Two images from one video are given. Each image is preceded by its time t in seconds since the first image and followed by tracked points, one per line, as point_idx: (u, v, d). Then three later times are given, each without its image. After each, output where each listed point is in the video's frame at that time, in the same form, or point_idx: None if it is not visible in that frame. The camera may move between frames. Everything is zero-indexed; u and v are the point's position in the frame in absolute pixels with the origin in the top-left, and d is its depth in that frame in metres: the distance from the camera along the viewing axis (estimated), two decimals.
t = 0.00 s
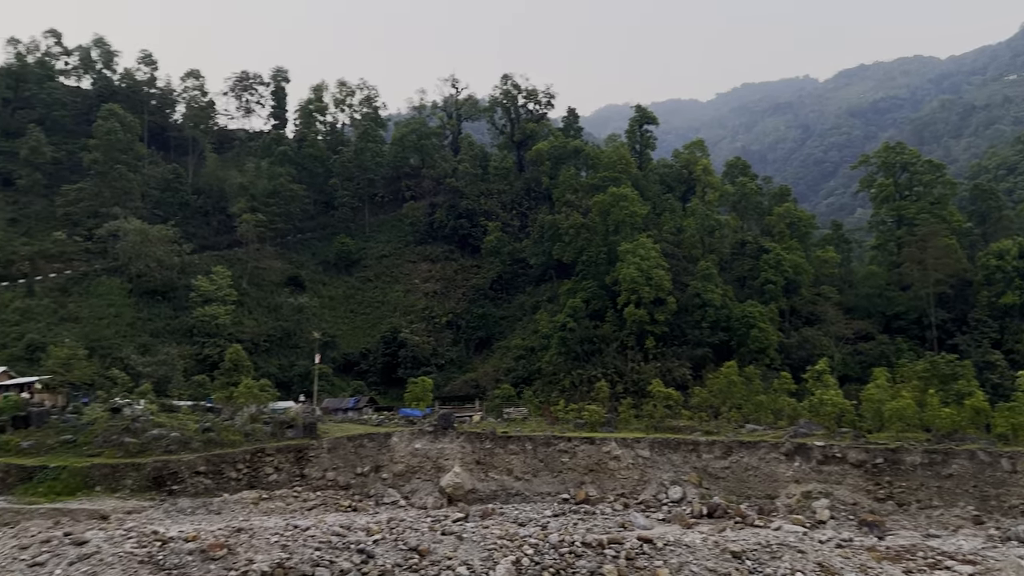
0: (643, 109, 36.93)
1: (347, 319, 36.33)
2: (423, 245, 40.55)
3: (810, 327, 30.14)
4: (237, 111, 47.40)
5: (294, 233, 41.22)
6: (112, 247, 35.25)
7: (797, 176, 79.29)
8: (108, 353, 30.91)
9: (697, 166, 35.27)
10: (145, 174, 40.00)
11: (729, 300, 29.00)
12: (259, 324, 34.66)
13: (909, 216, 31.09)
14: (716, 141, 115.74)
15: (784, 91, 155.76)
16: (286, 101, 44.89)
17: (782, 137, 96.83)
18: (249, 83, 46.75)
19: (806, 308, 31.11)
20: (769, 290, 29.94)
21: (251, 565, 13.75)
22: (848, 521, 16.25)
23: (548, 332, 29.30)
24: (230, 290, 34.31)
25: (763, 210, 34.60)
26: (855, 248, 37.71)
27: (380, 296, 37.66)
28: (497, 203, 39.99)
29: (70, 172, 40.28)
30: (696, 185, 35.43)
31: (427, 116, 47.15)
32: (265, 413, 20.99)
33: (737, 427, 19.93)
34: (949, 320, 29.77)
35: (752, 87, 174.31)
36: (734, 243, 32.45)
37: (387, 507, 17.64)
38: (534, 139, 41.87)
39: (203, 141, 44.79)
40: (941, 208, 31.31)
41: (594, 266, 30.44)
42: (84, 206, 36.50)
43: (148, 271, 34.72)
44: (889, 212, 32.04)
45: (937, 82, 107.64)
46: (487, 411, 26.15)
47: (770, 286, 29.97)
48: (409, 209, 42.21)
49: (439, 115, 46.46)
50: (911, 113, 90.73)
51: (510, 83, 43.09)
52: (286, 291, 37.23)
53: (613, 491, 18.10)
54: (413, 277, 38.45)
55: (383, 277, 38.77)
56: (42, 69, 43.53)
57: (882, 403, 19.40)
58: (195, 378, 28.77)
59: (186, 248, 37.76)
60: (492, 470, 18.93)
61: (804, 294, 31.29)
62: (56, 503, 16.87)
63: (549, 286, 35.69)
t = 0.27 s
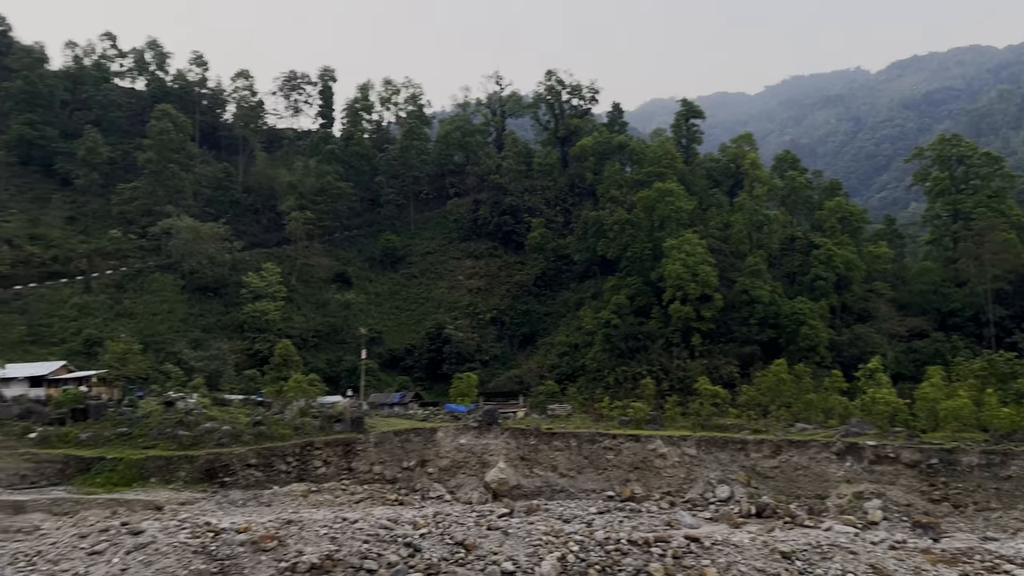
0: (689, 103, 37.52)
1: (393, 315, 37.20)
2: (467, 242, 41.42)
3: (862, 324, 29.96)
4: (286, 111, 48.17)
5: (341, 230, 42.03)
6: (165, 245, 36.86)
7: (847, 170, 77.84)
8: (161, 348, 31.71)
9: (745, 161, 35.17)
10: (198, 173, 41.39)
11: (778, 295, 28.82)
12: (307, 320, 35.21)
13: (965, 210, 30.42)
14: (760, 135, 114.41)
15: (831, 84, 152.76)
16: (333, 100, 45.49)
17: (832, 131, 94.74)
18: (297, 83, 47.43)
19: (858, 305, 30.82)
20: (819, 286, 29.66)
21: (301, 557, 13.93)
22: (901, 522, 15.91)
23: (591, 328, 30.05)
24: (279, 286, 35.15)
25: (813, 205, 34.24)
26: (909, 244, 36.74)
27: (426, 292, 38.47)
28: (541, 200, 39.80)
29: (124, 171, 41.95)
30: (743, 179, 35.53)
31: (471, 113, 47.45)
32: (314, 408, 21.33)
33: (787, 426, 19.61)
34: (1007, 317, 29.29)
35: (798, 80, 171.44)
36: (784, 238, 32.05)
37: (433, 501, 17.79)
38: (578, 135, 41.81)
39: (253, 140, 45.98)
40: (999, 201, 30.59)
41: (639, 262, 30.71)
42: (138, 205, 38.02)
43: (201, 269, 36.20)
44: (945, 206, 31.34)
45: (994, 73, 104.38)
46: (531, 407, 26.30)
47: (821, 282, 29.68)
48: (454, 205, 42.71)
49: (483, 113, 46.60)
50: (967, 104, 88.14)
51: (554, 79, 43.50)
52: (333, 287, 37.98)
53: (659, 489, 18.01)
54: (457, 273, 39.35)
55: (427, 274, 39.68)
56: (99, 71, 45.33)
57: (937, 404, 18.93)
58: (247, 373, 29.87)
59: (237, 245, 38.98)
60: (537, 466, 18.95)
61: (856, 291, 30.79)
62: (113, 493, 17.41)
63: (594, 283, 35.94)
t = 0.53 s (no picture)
0: (740, 96, 37.44)
1: (442, 312, 37.78)
2: (515, 238, 42.03)
3: (922, 321, 29.50)
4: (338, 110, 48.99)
5: (390, 227, 42.94)
6: (221, 243, 38.27)
7: (907, 163, 75.85)
8: (217, 343, 32.50)
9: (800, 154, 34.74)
10: (251, 172, 42.22)
11: (834, 292, 28.80)
12: (359, 316, 36.19)
13: None
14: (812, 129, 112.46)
15: (886, 75, 148.83)
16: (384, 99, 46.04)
17: (890, 124, 92.63)
18: (347, 83, 48.10)
19: (918, 302, 30.28)
20: (878, 282, 29.56)
21: (355, 548, 13.69)
22: (963, 525, 15.30)
23: (640, 325, 30.46)
24: (331, 283, 36.25)
25: (870, 198, 33.71)
26: (972, 237, 35.61)
27: (475, 288, 39.19)
28: (589, 195, 40.24)
29: (181, 171, 43.83)
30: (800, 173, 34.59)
31: (518, 110, 48.03)
32: (365, 403, 21.65)
33: (842, 425, 19.19)
34: None
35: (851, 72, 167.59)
36: (840, 233, 31.79)
37: (482, 496, 17.85)
38: (627, 130, 41.62)
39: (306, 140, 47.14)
40: None
41: (689, 259, 30.87)
42: (195, 204, 39.66)
43: (256, 266, 37.18)
44: (1009, 200, 30.42)
45: None
46: (579, 403, 27.32)
47: (878, 278, 29.59)
48: (501, 203, 43.72)
49: (531, 109, 47.15)
50: None
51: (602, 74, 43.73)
52: (382, 284, 39.00)
53: (710, 489, 17.79)
54: (505, 270, 40.07)
55: (476, 270, 40.40)
56: (157, 74, 47.19)
57: (1001, 406, 18.40)
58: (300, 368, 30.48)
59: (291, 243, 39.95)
60: (586, 464, 18.90)
61: (915, 287, 30.41)
62: (172, 485, 17.84)
63: (642, 279, 35.30)
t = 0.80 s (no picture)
0: (794, 88, 37.51)
1: (489, 309, 38.00)
2: (562, 235, 41.88)
3: (984, 318, 28.87)
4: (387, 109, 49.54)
5: (438, 224, 43.53)
6: (274, 241, 39.15)
7: (970, 156, 73.71)
8: (272, 339, 33.32)
9: (856, 147, 34.48)
10: (303, 172, 43.49)
11: (892, 289, 28.32)
12: (407, 313, 36.80)
13: None
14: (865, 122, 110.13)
15: (943, 66, 144.60)
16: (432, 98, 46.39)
17: (950, 116, 90.18)
18: (396, 82, 48.60)
19: (980, 299, 29.61)
20: (938, 278, 29.01)
21: (405, 542, 13.50)
22: None
23: (690, 322, 30.43)
24: (380, 281, 36.95)
25: (929, 192, 33.54)
26: None
27: (522, 286, 39.28)
28: (637, 192, 39.98)
29: (236, 170, 44.94)
30: (856, 167, 34.25)
31: (566, 106, 48.19)
32: (414, 399, 21.83)
33: (901, 425, 18.73)
34: None
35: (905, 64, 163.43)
36: (899, 228, 31.49)
37: (531, 494, 17.84)
38: (676, 124, 41.72)
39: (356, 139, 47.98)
40: None
41: (740, 255, 30.56)
42: (250, 204, 40.80)
43: (308, 263, 37.95)
44: None
45: None
46: (629, 401, 26.93)
47: (939, 274, 29.03)
48: (548, 199, 43.91)
49: (579, 105, 47.48)
50: None
51: (651, 69, 43.79)
52: (431, 281, 39.58)
53: (763, 489, 17.54)
54: (552, 267, 39.95)
55: (523, 267, 40.47)
56: (211, 76, 47.93)
57: None
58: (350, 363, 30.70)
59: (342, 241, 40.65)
60: (635, 462, 18.77)
61: (977, 283, 29.82)
62: (228, 478, 18.24)
63: (693, 276, 35.08)
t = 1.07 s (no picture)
0: (850, 81, 37.19)
1: (537, 308, 38.08)
2: (610, 233, 41.66)
3: None
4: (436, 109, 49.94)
5: (486, 224, 43.81)
6: (327, 241, 39.84)
7: None
8: (324, 337, 33.94)
9: (914, 141, 33.94)
10: (354, 173, 43.83)
11: (952, 286, 28.11)
12: (456, 311, 37.12)
13: None
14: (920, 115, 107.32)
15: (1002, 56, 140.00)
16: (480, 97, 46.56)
17: (1012, 109, 87.40)
18: (445, 82, 48.86)
19: None
20: (1001, 275, 28.48)
21: (457, 539, 13.32)
22: None
23: (742, 321, 30.29)
24: (429, 280, 37.42)
25: (993, 186, 33.13)
26: None
27: (569, 284, 39.14)
28: (688, 188, 39.75)
29: (289, 172, 45.82)
30: (913, 161, 33.96)
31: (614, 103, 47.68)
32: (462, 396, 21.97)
33: (963, 426, 18.25)
34: None
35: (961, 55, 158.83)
36: (959, 223, 31.27)
37: (580, 492, 17.77)
38: (728, 119, 41.32)
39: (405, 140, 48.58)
40: None
41: (794, 252, 30.34)
42: (303, 204, 41.53)
43: (359, 262, 38.53)
44: None
45: None
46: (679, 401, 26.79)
47: (1002, 270, 28.51)
48: (597, 197, 43.55)
49: (627, 101, 47.02)
50: None
51: (702, 64, 43.56)
52: (479, 279, 39.85)
53: (819, 490, 17.22)
54: (600, 265, 39.74)
55: (571, 265, 40.37)
56: (266, 79, 49.11)
57: None
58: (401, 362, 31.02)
59: (392, 241, 41.18)
60: (686, 462, 18.58)
61: None
62: (284, 473, 18.60)
63: (744, 273, 35.27)
